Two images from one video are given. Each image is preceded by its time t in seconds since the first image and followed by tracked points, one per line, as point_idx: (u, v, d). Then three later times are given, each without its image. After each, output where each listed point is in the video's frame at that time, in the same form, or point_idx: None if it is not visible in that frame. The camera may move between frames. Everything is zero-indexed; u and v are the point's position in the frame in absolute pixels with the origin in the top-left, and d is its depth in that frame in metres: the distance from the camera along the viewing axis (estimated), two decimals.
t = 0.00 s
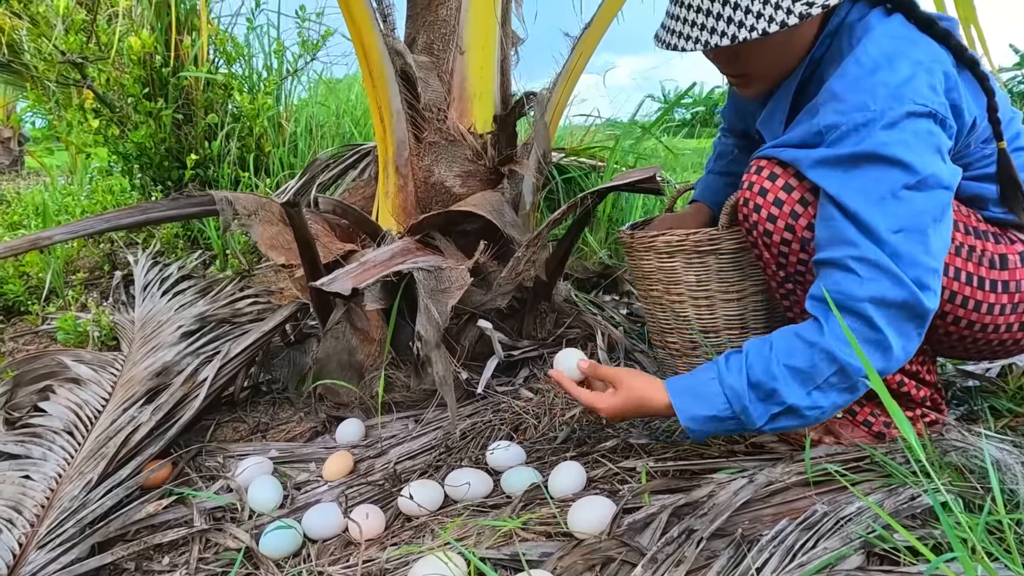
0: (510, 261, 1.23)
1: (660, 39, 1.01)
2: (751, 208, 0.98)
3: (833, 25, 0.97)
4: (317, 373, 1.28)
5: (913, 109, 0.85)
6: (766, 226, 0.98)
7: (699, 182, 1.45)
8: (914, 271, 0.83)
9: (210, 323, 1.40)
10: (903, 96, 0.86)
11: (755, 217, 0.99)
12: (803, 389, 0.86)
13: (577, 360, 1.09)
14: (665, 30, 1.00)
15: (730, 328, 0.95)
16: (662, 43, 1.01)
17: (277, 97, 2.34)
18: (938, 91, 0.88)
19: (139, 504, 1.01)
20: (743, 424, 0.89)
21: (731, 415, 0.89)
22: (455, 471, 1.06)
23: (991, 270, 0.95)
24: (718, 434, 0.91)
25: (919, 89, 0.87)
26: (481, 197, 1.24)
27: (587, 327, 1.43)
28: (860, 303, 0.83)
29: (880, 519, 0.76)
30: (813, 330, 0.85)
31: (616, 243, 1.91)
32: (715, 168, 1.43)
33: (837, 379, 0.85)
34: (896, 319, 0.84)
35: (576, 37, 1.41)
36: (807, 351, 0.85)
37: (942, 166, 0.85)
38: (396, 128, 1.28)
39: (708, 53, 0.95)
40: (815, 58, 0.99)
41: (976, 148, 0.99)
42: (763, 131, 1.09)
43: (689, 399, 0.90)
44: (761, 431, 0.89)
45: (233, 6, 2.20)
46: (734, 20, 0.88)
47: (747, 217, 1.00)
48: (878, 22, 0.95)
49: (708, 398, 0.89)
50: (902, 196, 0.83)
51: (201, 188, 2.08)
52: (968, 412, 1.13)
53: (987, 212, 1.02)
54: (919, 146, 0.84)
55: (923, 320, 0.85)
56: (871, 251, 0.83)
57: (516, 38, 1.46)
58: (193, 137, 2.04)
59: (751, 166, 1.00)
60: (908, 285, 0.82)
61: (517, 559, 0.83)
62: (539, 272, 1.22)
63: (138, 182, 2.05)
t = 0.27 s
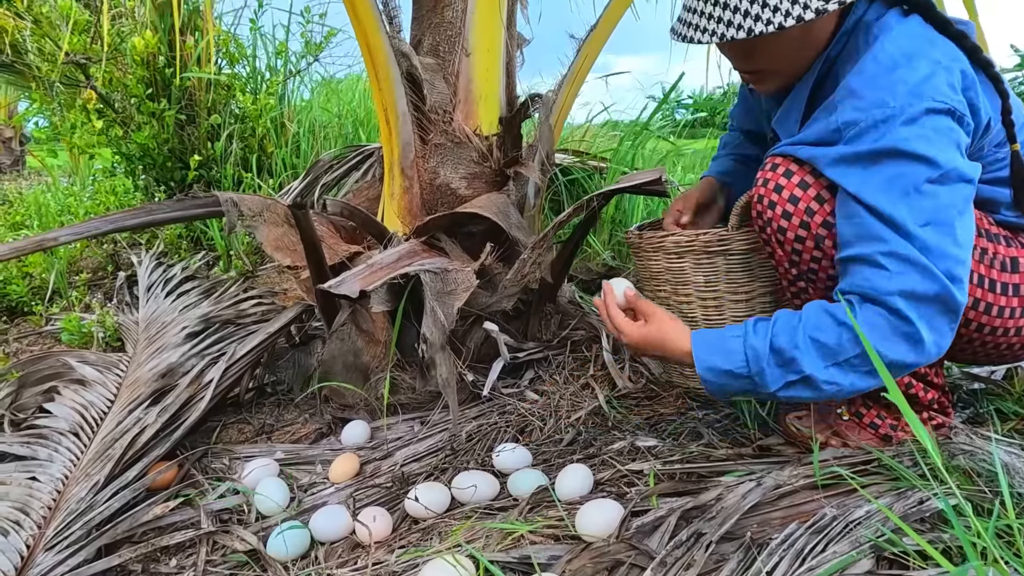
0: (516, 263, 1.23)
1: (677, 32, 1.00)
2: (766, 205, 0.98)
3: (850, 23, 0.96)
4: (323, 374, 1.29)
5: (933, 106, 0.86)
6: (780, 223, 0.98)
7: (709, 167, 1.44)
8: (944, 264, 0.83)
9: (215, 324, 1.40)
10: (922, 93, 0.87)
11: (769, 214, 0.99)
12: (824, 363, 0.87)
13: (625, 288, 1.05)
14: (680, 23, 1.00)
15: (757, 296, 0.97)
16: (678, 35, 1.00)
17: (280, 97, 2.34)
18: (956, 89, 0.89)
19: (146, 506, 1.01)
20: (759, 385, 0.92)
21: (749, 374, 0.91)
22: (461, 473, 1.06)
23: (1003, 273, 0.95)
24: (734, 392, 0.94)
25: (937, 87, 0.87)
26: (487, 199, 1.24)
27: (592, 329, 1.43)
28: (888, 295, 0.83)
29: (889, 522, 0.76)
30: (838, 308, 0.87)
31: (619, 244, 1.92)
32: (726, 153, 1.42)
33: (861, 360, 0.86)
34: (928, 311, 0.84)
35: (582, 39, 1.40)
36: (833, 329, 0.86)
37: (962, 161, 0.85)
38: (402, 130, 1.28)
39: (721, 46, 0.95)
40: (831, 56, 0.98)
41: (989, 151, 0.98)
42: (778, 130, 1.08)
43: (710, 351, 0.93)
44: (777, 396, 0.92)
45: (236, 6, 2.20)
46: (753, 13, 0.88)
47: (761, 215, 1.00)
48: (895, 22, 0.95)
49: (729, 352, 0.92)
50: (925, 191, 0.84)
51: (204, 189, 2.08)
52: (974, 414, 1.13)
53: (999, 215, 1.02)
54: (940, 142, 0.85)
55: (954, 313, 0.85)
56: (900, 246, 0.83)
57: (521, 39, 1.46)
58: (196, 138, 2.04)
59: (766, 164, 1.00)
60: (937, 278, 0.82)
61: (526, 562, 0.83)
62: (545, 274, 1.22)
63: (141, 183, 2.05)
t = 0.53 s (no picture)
0: (512, 268, 1.23)
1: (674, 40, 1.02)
2: (762, 208, 0.99)
3: (848, 30, 0.97)
4: (319, 379, 1.29)
5: (926, 112, 0.85)
6: (776, 226, 0.99)
7: (709, 175, 1.44)
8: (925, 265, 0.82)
9: (212, 327, 1.41)
10: (916, 99, 0.86)
11: (765, 217, 1.00)
12: (796, 308, 0.90)
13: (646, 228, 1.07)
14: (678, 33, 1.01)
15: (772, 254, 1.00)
16: (675, 43, 1.01)
17: (279, 99, 2.34)
18: (950, 97, 0.88)
19: (142, 510, 1.02)
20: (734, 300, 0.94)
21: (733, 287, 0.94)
22: (457, 478, 1.06)
23: (995, 280, 0.95)
24: (715, 301, 0.97)
25: (932, 94, 0.87)
26: (484, 203, 1.24)
27: (589, 333, 1.44)
28: (863, 284, 0.84)
29: (880, 530, 0.77)
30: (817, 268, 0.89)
31: (617, 248, 1.93)
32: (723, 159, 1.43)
33: (828, 325, 0.88)
34: (903, 309, 0.84)
35: (579, 43, 1.40)
36: (812, 279, 0.88)
37: (951, 167, 0.84)
38: (399, 135, 1.28)
39: (717, 54, 0.97)
40: (828, 64, 0.99)
41: (985, 160, 0.99)
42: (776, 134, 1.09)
43: (715, 257, 0.96)
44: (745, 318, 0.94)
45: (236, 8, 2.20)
46: (746, 21, 0.89)
47: (760, 217, 1.01)
48: (894, 29, 0.95)
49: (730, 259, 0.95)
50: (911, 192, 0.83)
51: (203, 191, 2.08)
52: (968, 420, 1.13)
53: (994, 222, 1.03)
54: (929, 146, 0.84)
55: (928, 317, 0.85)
56: (881, 242, 0.83)
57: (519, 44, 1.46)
58: (195, 140, 2.04)
59: (762, 167, 1.01)
60: (916, 278, 0.82)
61: (519, 568, 0.83)
62: (541, 278, 1.22)
63: (140, 185, 2.05)
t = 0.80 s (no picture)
0: (511, 270, 1.24)
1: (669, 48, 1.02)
2: (759, 211, 0.98)
3: (841, 35, 0.98)
4: (318, 380, 1.29)
5: (921, 117, 0.86)
6: (771, 230, 0.99)
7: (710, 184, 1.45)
8: (918, 270, 0.83)
9: (212, 328, 1.41)
10: (911, 104, 0.87)
11: (761, 220, 0.99)
12: (788, 343, 0.91)
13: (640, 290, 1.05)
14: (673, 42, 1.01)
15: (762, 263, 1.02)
16: (671, 54, 1.01)
17: (279, 100, 2.34)
18: (944, 101, 0.90)
19: (142, 511, 1.02)
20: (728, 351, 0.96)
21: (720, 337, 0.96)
22: (455, 480, 1.07)
23: (991, 283, 0.95)
24: (706, 354, 0.98)
25: (926, 99, 0.88)
26: (483, 206, 1.24)
27: (587, 335, 1.44)
28: (859, 299, 0.85)
29: (876, 533, 0.77)
30: (806, 298, 0.90)
31: (616, 249, 1.93)
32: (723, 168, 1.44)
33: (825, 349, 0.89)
34: (899, 317, 0.85)
35: (578, 46, 1.40)
36: (802, 317, 0.89)
37: (945, 172, 0.85)
38: (398, 137, 1.28)
39: (712, 62, 0.97)
40: (822, 68, 1.00)
41: (980, 164, 1.00)
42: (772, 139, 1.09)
43: (694, 311, 0.97)
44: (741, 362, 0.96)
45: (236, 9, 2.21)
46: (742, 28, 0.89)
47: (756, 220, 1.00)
48: (888, 34, 0.96)
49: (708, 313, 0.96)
50: (905, 199, 0.84)
51: (202, 191, 2.08)
52: (966, 422, 1.14)
53: (989, 226, 1.02)
54: (924, 152, 0.85)
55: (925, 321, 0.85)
56: (875, 251, 0.84)
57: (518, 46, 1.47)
58: (194, 141, 2.04)
59: (759, 171, 1.01)
60: (912, 285, 0.83)
61: (516, 570, 0.84)
62: (540, 281, 1.23)
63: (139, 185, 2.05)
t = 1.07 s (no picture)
0: (514, 269, 1.24)
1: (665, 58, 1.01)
2: (752, 215, 0.99)
3: (833, 42, 0.98)
4: (321, 380, 1.28)
5: (894, 123, 0.85)
6: (765, 234, 0.99)
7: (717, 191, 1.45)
8: (829, 266, 0.84)
9: (214, 328, 1.41)
10: (887, 110, 0.86)
11: (755, 224, 1.00)
12: (706, 356, 0.90)
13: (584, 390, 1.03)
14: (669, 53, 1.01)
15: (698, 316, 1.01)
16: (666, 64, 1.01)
17: (280, 100, 2.34)
18: (925, 109, 0.88)
19: (145, 511, 1.01)
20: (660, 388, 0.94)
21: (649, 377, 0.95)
22: (458, 480, 1.07)
23: (989, 285, 0.96)
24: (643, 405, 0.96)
25: (905, 107, 0.87)
26: (486, 205, 1.25)
27: (590, 334, 1.44)
28: (770, 286, 0.87)
29: (881, 533, 0.77)
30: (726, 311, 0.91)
31: (618, 249, 1.93)
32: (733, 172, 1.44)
33: (738, 357, 0.88)
34: (804, 308, 0.85)
35: (581, 47, 1.41)
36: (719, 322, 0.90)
37: (903, 180, 0.84)
38: (400, 137, 1.28)
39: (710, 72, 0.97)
40: (815, 75, 1.00)
41: (980, 166, 1.00)
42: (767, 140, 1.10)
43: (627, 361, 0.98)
44: (674, 402, 0.93)
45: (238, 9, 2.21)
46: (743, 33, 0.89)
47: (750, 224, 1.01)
48: (878, 40, 0.95)
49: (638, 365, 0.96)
50: (848, 201, 0.85)
51: (204, 191, 2.08)
52: (969, 423, 1.13)
53: (990, 228, 1.03)
54: (886, 158, 0.84)
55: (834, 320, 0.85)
56: (796, 244, 0.87)
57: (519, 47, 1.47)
58: (196, 140, 2.04)
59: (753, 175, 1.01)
60: (818, 277, 0.84)
61: (520, 570, 0.84)
62: (543, 280, 1.23)
63: (141, 185, 2.05)
